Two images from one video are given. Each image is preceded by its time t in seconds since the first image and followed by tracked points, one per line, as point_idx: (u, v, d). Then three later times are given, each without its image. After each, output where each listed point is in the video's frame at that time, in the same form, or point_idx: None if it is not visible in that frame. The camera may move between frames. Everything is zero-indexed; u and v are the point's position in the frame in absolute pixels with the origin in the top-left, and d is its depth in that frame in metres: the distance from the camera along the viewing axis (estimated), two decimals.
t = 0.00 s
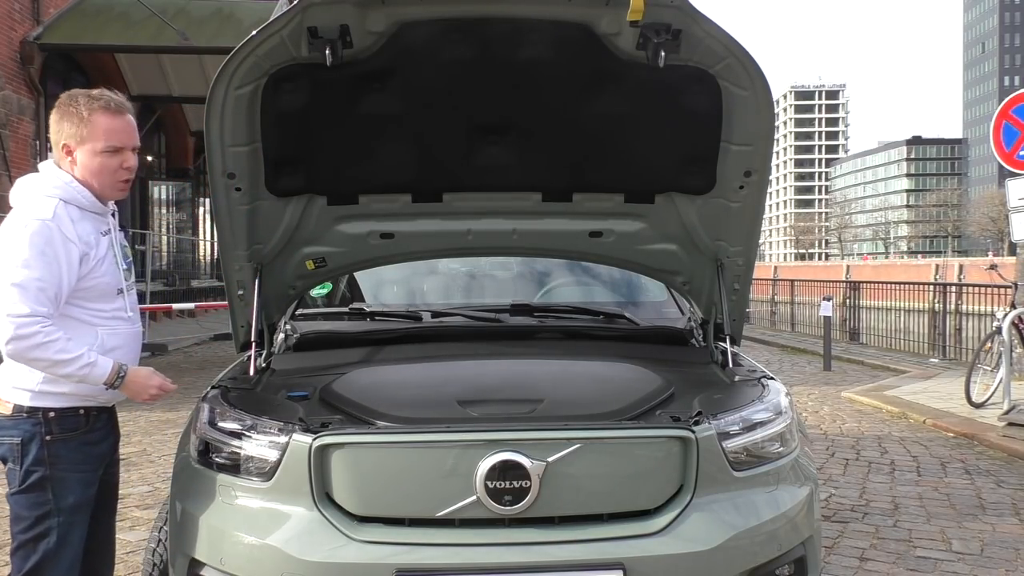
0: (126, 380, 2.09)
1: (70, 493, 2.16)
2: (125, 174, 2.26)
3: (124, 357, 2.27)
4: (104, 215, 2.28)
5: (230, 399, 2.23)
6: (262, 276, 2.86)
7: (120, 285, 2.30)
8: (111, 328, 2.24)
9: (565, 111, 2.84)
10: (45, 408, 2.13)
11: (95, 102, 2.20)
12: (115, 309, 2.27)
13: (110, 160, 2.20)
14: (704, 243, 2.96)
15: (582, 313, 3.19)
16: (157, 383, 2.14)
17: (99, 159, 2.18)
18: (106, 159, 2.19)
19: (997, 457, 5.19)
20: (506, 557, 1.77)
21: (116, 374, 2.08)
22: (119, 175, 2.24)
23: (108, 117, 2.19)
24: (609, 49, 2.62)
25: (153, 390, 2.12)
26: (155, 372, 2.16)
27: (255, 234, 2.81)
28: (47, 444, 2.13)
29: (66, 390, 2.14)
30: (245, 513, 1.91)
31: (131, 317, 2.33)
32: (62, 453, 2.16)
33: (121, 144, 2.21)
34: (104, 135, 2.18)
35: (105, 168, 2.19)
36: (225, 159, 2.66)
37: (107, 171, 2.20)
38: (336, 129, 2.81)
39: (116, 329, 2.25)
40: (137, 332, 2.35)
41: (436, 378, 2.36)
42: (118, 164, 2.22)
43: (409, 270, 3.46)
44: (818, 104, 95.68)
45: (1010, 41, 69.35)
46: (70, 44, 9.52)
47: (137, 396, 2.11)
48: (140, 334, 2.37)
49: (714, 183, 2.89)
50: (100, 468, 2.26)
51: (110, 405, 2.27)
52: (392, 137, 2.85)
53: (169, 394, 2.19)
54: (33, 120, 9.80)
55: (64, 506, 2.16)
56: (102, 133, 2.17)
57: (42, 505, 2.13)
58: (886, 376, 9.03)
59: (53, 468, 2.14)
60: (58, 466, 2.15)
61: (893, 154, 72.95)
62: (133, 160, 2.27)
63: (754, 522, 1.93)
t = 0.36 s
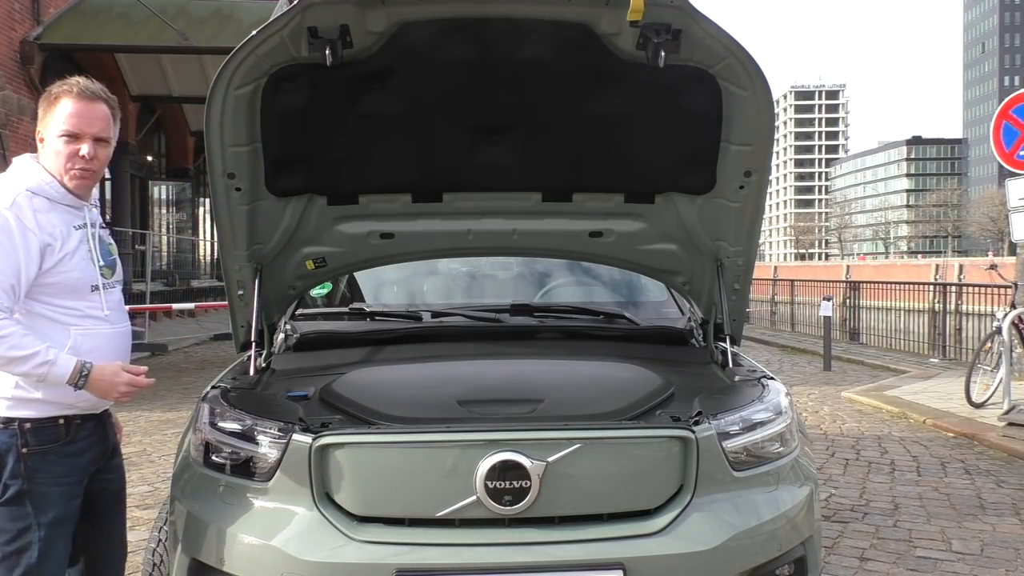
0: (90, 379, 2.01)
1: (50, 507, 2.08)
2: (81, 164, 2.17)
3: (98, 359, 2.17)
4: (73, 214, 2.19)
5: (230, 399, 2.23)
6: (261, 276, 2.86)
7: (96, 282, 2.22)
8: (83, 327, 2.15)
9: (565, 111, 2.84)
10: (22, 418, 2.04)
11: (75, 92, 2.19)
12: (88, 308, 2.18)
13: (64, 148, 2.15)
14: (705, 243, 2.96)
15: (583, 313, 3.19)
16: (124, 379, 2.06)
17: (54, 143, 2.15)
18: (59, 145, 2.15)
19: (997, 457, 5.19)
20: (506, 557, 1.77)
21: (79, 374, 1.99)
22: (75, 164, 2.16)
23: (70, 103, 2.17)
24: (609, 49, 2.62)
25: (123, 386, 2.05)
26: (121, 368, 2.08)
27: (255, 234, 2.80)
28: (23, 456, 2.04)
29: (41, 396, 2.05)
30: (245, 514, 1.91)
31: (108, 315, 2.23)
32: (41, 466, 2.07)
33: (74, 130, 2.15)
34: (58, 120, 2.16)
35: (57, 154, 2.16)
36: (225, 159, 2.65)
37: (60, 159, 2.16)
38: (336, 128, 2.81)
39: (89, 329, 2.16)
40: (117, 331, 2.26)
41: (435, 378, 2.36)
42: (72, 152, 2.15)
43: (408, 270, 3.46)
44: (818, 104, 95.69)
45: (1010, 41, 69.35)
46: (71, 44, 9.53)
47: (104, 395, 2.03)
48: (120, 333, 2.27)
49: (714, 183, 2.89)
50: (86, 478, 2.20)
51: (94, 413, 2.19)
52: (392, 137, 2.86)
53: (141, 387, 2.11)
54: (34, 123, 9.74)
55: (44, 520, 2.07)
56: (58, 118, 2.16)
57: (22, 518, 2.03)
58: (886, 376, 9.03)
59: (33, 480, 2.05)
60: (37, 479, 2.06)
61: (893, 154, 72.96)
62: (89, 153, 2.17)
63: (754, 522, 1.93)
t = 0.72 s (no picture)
0: (66, 398, 1.97)
1: (53, 508, 2.07)
2: (115, 167, 2.19)
3: (100, 358, 2.16)
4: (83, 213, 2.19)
5: (230, 399, 2.23)
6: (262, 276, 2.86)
7: (102, 279, 2.20)
8: (88, 324, 2.14)
9: (565, 111, 2.84)
10: (25, 419, 2.04)
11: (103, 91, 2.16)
12: (94, 305, 2.17)
13: (102, 150, 2.15)
14: (705, 243, 2.96)
15: (583, 313, 3.19)
16: (98, 408, 2.01)
17: (91, 145, 2.12)
18: (96, 148, 2.13)
19: (997, 457, 5.19)
20: (506, 557, 1.77)
21: (59, 390, 1.96)
22: (111, 167, 2.18)
23: (106, 105, 2.14)
24: (609, 50, 2.62)
25: (94, 414, 2.00)
26: (99, 396, 2.03)
27: (255, 234, 2.80)
28: (25, 457, 2.04)
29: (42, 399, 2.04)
30: (246, 514, 1.91)
31: (114, 314, 2.22)
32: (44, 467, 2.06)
33: (115, 134, 2.16)
34: (96, 122, 2.12)
35: (94, 156, 2.14)
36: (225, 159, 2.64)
37: (96, 162, 2.14)
38: (336, 128, 2.81)
39: (94, 327, 2.15)
40: (121, 330, 2.24)
41: (436, 378, 2.35)
42: (110, 155, 2.17)
43: (408, 270, 3.46)
44: (818, 104, 95.71)
45: (1010, 41, 69.36)
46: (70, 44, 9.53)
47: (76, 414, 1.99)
48: (124, 332, 2.26)
49: (714, 183, 2.89)
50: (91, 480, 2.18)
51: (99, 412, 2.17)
52: (392, 137, 2.86)
53: (112, 422, 2.05)
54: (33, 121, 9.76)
55: (48, 521, 2.06)
56: (95, 120, 2.12)
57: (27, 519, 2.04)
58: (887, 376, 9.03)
59: (36, 482, 2.05)
60: (41, 480, 2.06)
61: (893, 154, 72.96)
62: (126, 156, 2.20)
63: (754, 522, 1.93)
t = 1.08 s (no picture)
0: (112, 390, 1.99)
1: (95, 501, 2.09)
2: (142, 165, 2.25)
3: (129, 356, 2.17)
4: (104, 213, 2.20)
5: (230, 399, 2.23)
6: (261, 276, 2.86)
7: (123, 279, 2.20)
8: (115, 323, 2.14)
9: (565, 111, 2.84)
10: (57, 417, 2.04)
11: (118, 94, 2.14)
12: (118, 304, 2.17)
13: (135, 152, 2.19)
14: (704, 243, 2.96)
15: (583, 313, 3.19)
16: (145, 395, 2.03)
17: (127, 150, 2.15)
18: (131, 151, 2.17)
19: (997, 457, 5.19)
20: (506, 557, 1.77)
21: (105, 383, 1.98)
22: (139, 166, 2.23)
23: (129, 107, 2.16)
24: (609, 50, 2.62)
25: (139, 402, 2.01)
26: (143, 385, 2.05)
27: (256, 233, 2.79)
28: (61, 453, 2.05)
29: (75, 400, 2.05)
30: (244, 514, 1.91)
31: (137, 312, 2.23)
32: (79, 462, 2.07)
33: (141, 135, 2.20)
34: (127, 127, 2.14)
35: (131, 160, 2.17)
36: (226, 159, 2.64)
37: (133, 164, 2.18)
38: (335, 128, 2.81)
39: (120, 325, 2.15)
40: (143, 328, 2.25)
41: (436, 378, 2.36)
42: (140, 156, 2.21)
43: (408, 270, 3.46)
44: (818, 104, 95.73)
45: (1010, 41, 69.36)
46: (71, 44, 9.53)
47: (125, 408, 2.00)
48: (147, 330, 2.26)
49: (714, 183, 2.89)
50: (124, 473, 2.18)
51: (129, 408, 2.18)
52: (392, 137, 2.86)
53: (158, 408, 2.07)
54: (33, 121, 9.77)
55: (93, 515, 2.08)
56: (126, 125, 2.14)
57: (71, 514, 2.06)
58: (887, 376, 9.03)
59: (74, 476, 2.06)
60: (78, 475, 2.07)
61: (893, 155, 72.95)
62: (150, 153, 2.26)
63: (754, 522, 1.93)
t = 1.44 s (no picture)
0: (133, 382, 2.01)
1: (104, 502, 2.09)
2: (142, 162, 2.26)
3: (137, 356, 2.17)
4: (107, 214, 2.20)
5: (230, 399, 2.23)
6: (261, 276, 2.86)
7: (129, 280, 2.21)
8: (123, 324, 2.15)
9: (565, 111, 2.84)
10: (68, 415, 2.05)
11: (118, 95, 2.13)
12: (126, 304, 2.18)
13: (138, 151, 2.20)
14: (704, 243, 2.96)
15: (583, 313, 3.19)
16: (163, 383, 2.08)
17: (132, 149, 2.16)
18: (135, 150, 2.18)
19: (997, 457, 5.19)
20: (506, 558, 1.77)
21: (124, 376, 2.00)
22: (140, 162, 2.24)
23: (129, 107, 2.15)
24: (610, 50, 2.62)
25: (160, 391, 2.05)
26: (159, 374, 2.09)
27: (255, 234, 2.79)
28: (71, 453, 2.05)
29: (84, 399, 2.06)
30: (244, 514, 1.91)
31: (141, 312, 2.23)
32: (89, 461, 2.07)
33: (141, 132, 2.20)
34: (130, 126, 2.14)
35: (135, 159, 2.18)
36: (226, 159, 2.64)
37: (137, 164, 2.19)
38: (335, 128, 2.81)
39: (128, 326, 2.16)
40: (148, 328, 2.25)
41: (436, 378, 2.35)
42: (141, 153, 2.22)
43: (408, 270, 3.46)
44: (818, 104, 95.73)
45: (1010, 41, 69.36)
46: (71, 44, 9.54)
47: (146, 400, 2.03)
48: (152, 330, 2.27)
49: (714, 183, 2.89)
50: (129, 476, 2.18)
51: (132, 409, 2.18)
52: (392, 137, 2.86)
53: (177, 394, 2.12)
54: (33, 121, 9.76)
55: (102, 515, 2.09)
56: (129, 125, 2.14)
57: (80, 515, 2.06)
58: (887, 376, 9.03)
59: (84, 476, 2.06)
60: (88, 475, 2.07)
61: (893, 155, 72.95)
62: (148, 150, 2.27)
63: (754, 522, 1.93)
